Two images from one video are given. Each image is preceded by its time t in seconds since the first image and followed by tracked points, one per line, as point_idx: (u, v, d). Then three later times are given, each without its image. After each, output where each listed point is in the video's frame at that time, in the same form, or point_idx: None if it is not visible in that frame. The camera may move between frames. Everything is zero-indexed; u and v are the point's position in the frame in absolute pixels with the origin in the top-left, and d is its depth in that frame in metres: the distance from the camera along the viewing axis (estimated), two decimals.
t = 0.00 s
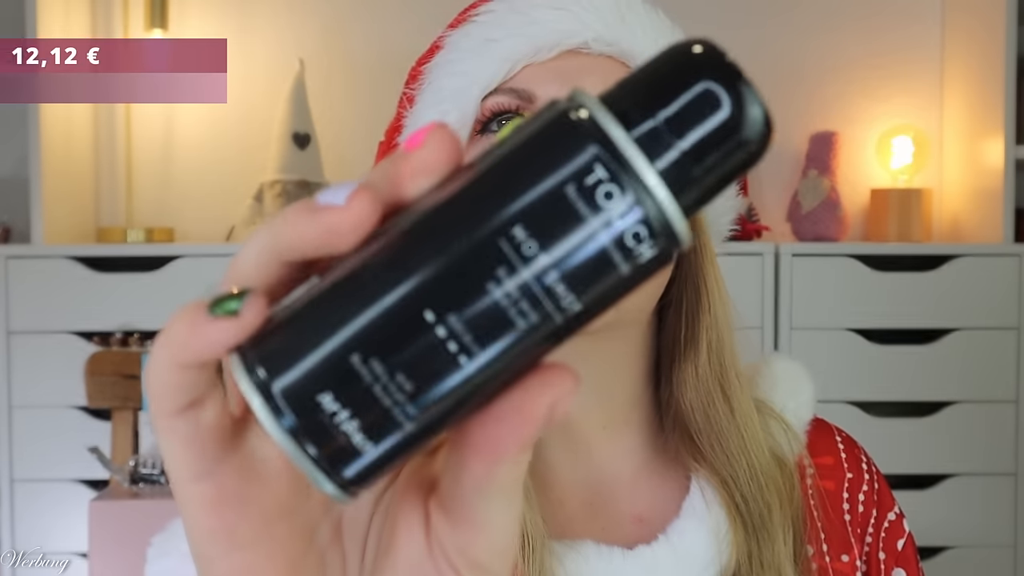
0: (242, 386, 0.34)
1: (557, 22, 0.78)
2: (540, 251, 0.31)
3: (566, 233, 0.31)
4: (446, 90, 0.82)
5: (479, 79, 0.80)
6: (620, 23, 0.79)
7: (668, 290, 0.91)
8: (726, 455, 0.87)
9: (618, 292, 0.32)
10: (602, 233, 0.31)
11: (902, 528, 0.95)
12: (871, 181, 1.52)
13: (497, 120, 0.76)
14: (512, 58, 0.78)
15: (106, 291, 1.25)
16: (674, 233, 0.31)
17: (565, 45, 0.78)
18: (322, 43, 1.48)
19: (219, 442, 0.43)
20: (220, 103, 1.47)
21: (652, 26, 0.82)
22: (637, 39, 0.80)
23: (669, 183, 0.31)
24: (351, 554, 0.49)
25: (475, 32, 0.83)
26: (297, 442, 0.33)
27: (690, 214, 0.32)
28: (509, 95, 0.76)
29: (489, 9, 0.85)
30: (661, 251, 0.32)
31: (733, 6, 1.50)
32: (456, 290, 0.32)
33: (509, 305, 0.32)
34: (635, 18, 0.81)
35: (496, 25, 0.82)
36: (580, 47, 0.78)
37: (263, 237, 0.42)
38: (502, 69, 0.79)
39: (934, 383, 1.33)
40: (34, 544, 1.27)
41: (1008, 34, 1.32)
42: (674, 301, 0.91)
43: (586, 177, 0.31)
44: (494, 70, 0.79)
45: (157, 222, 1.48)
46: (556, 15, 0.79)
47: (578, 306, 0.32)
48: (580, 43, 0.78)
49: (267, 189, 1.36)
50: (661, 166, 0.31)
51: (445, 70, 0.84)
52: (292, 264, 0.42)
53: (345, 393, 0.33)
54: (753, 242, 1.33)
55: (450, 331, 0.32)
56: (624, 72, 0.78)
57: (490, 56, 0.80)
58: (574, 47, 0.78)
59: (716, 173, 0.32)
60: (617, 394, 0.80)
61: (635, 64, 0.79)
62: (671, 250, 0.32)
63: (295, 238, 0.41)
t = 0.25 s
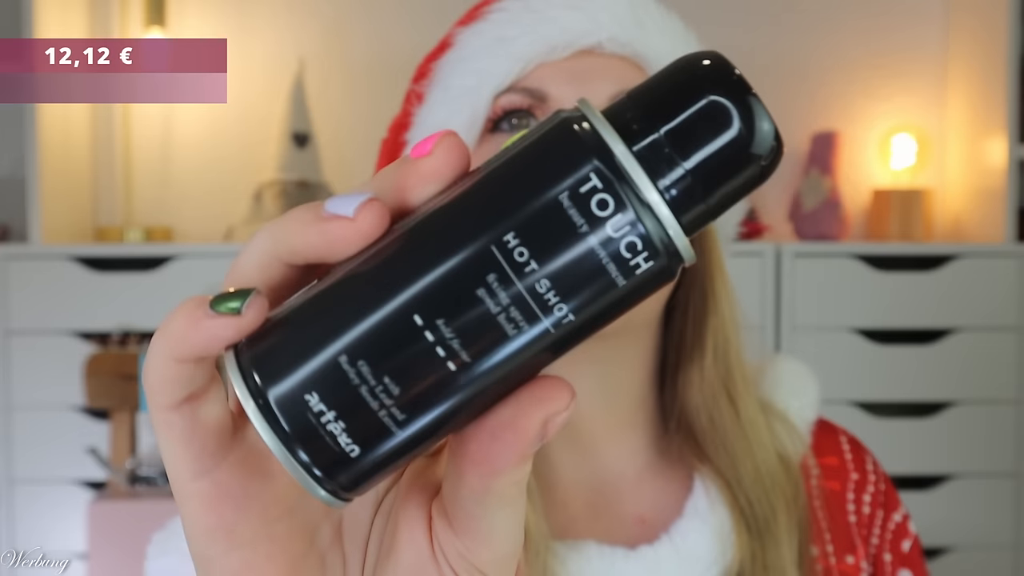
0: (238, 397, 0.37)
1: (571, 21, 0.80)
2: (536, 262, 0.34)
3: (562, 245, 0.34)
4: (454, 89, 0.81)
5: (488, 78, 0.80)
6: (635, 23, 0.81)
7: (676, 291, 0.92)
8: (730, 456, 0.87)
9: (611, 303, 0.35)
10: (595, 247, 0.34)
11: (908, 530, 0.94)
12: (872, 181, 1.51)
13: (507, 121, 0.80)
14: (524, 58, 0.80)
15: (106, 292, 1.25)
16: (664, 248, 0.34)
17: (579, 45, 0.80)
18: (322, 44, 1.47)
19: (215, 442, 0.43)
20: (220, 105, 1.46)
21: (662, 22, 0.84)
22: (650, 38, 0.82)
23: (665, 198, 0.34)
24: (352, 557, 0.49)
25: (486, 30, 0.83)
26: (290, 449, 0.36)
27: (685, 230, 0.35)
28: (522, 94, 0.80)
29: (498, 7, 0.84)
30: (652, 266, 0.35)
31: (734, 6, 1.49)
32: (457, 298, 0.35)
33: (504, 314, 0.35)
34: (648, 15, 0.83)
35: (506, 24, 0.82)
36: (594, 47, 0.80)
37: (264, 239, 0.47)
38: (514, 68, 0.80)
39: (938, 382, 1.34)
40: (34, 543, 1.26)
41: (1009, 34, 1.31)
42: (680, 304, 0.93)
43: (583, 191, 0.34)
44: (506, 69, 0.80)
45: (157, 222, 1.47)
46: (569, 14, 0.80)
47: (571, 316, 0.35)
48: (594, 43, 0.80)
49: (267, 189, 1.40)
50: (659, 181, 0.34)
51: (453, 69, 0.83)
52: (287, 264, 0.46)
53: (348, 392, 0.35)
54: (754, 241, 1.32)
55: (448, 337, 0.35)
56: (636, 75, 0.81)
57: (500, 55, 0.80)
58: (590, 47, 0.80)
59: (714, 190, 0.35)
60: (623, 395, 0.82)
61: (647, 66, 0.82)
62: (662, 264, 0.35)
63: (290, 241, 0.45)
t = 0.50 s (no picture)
0: (235, 391, 0.38)
1: (572, 20, 0.79)
2: (532, 257, 0.36)
3: (562, 245, 0.36)
4: (454, 87, 0.80)
5: (490, 77, 0.80)
6: (637, 21, 0.81)
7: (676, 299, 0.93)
8: (733, 459, 0.93)
9: (615, 302, 0.36)
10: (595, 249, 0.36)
11: (907, 532, 1.02)
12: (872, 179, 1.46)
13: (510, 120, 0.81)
14: (526, 58, 0.79)
15: (108, 291, 1.27)
16: (663, 247, 0.36)
17: (581, 45, 0.80)
18: (321, 42, 1.42)
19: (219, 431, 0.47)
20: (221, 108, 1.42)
21: (666, 20, 0.84)
22: (656, 37, 0.82)
23: (671, 200, 0.35)
24: (358, 555, 0.51)
25: (487, 29, 0.80)
26: (285, 446, 0.37)
27: (691, 237, 0.36)
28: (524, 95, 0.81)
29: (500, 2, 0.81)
30: (650, 263, 0.36)
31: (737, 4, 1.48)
32: (458, 294, 0.36)
33: (500, 308, 0.36)
34: (654, 14, 0.82)
35: (508, 23, 0.80)
36: (598, 47, 0.80)
37: (268, 230, 0.49)
38: (515, 68, 0.80)
39: (942, 382, 1.36)
40: (35, 543, 1.26)
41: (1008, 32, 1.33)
42: (680, 308, 0.94)
43: (583, 186, 0.36)
44: (507, 69, 0.80)
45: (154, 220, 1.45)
46: (570, 12, 0.79)
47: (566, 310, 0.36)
48: (599, 42, 0.80)
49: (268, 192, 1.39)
50: (667, 186, 0.36)
51: (454, 68, 0.81)
52: (290, 255, 0.49)
53: (348, 385, 0.37)
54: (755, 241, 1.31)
55: (443, 331, 0.36)
56: (639, 75, 0.81)
57: (501, 53, 0.80)
58: (593, 48, 0.80)
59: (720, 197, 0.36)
60: (622, 391, 0.89)
61: (649, 65, 0.82)
62: (663, 266, 0.36)
63: (294, 233, 0.47)
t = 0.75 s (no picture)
0: (232, 390, 0.40)
1: (571, 23, 0.79)
2: (530, 256, 0.37)
3: (566, 252, 0.37)
4: (452, 91, 0.80)
5: (488, 80, 0.80)
6: (635, 24, 0.81)
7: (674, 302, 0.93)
8: (734, 461, 0.94)
9: (627, 306, 0.38)
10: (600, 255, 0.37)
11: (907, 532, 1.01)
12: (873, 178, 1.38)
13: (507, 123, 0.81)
14: (525, 62, 0.80)
15: (109, 291, 1.28)
16: (667, 256, 0.37)
17: (580, 49, 0.80)
18: (321, 41, 1.35)
19: (219, 431, 0.50)
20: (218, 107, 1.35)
21: (664, 20, 0.83)
22: (656, 38, 0.82)
23: (678, 207, 0.37)
24: (364, 548, 0.53)
25: (484, 32, 0.80)
26: (285, 448, 0.39)
27: (696, 246, 0.38)
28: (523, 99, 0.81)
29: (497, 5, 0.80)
30: (650, 269, 0.37)
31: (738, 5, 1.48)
32: (462, 299, 0.37)
33: (499, 310, 0.37)
34: (654, 15, 0.82)
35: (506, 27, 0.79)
36: (597, 51, 0.80)
37: (270, 228, 0.49)
38: (513, 72, 0.80)
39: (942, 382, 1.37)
40: (35, 543, 1.25)
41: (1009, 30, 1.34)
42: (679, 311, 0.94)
43: (584, 191, 0.37)
44: (504, 73, 0.80)
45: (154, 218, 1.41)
46: (569, 15, 0.79)
47: (567, 315, 0.38)
48: (598, 46, 0.80)
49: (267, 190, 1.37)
50: (672, 196, 0.37)
51: (451, 70, 0.81)
52: (293, 253, 0.49)
53: (346, 387, 0.38)
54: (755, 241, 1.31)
55: (444, 336, 0.38)
56: (638, 77, 0.81)
57: (499, 56, 0.80)
58: (592, 52, 0.80)
59: (725, 207, 0.37)
60: (622, 396, 0.90)
61: (649, 68, 0.82)
62: (667, 274, 0.37)
63: (297, 234, 0.47)
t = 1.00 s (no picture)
0: (238, 390, 0.40)
1: (565, 24, 0.79)
2: (534, 256, 0.37)
3: (571, 255, 0.37)
4: (449, 91, 0.80)
5: (484, 80, 0.80)
6: (629, 24, 0.81)
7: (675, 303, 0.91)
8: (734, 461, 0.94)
9: (631, 309, 0.38)
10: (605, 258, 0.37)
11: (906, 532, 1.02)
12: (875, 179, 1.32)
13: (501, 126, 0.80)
14: (520, 61, 0.79)
15: (108, 291, 1.28)
16: (673, 259, 0.37)
17: (573, 50, 0.80)
18: (320, 40, 1.33)
19: (224, 430, 0.50)
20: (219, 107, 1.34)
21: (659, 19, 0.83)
22: (648, 37, 0.82)
23: (684, 211, 0.37)
24: (371, 548, 0.54)
25: (478, 33, 0.80)
26: (289, 447, 0.39)
27: (702, 249, 0.38)
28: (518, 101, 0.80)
29: (490, 5, 0.81)
30: (655, 270, 0.37)
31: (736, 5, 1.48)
32: (466, 301, 0.37)
33: (503, 311, 0.37)
34: (647, 14, 0.82)
35: (499, 27, 0.79)
36: (592, 51, 0.80)
37: (273, 228, 0.49)
38: (509, 72, 0.79)
39: (942, 382, 1.37)
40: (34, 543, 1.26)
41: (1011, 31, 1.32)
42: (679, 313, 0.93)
43: (588, 192, 0.37)
44: (501, 73, 0.79)
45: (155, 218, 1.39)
46: (563, 15, 0.80)
47: (571, 317, 0.38)
48: (591, 46, 0.80)
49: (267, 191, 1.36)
50: (678, 199, 0.37)
51: (448, 71, 0.81)
52: (297, 254, 0.49)
53: (350, 388, 0.38)
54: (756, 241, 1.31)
55: (448, 338, 0.38)
56: (633, 78, 0.81)
57: (494, 57, 0.79)
58: (584, 52, 0.80)
59: (732, 210, 0.37)
60: (622, 398, 0.90)
61: (644, 68, 0.82)
62: (673, 277, 0.37)
63: (302, 234, 0.47)
